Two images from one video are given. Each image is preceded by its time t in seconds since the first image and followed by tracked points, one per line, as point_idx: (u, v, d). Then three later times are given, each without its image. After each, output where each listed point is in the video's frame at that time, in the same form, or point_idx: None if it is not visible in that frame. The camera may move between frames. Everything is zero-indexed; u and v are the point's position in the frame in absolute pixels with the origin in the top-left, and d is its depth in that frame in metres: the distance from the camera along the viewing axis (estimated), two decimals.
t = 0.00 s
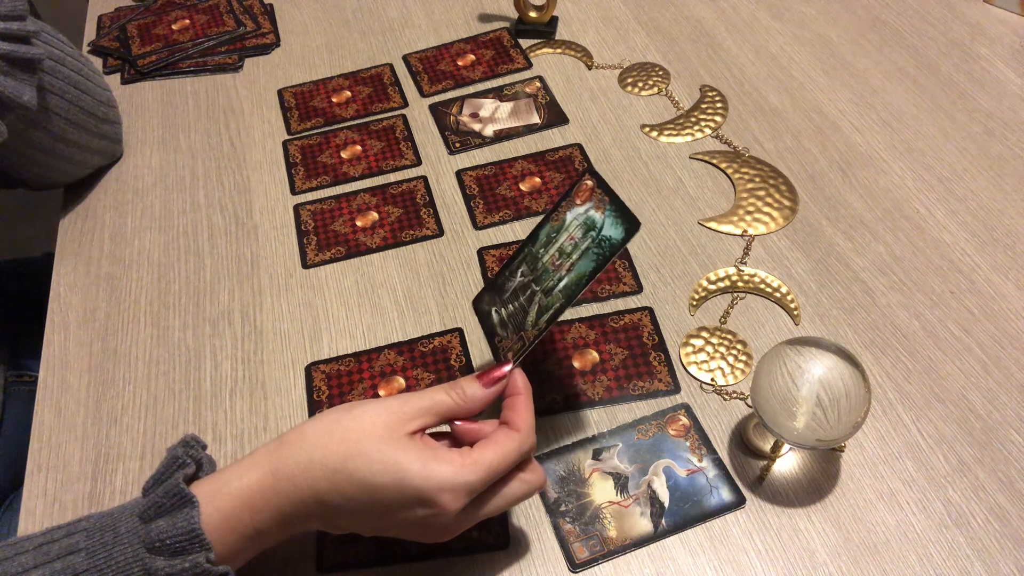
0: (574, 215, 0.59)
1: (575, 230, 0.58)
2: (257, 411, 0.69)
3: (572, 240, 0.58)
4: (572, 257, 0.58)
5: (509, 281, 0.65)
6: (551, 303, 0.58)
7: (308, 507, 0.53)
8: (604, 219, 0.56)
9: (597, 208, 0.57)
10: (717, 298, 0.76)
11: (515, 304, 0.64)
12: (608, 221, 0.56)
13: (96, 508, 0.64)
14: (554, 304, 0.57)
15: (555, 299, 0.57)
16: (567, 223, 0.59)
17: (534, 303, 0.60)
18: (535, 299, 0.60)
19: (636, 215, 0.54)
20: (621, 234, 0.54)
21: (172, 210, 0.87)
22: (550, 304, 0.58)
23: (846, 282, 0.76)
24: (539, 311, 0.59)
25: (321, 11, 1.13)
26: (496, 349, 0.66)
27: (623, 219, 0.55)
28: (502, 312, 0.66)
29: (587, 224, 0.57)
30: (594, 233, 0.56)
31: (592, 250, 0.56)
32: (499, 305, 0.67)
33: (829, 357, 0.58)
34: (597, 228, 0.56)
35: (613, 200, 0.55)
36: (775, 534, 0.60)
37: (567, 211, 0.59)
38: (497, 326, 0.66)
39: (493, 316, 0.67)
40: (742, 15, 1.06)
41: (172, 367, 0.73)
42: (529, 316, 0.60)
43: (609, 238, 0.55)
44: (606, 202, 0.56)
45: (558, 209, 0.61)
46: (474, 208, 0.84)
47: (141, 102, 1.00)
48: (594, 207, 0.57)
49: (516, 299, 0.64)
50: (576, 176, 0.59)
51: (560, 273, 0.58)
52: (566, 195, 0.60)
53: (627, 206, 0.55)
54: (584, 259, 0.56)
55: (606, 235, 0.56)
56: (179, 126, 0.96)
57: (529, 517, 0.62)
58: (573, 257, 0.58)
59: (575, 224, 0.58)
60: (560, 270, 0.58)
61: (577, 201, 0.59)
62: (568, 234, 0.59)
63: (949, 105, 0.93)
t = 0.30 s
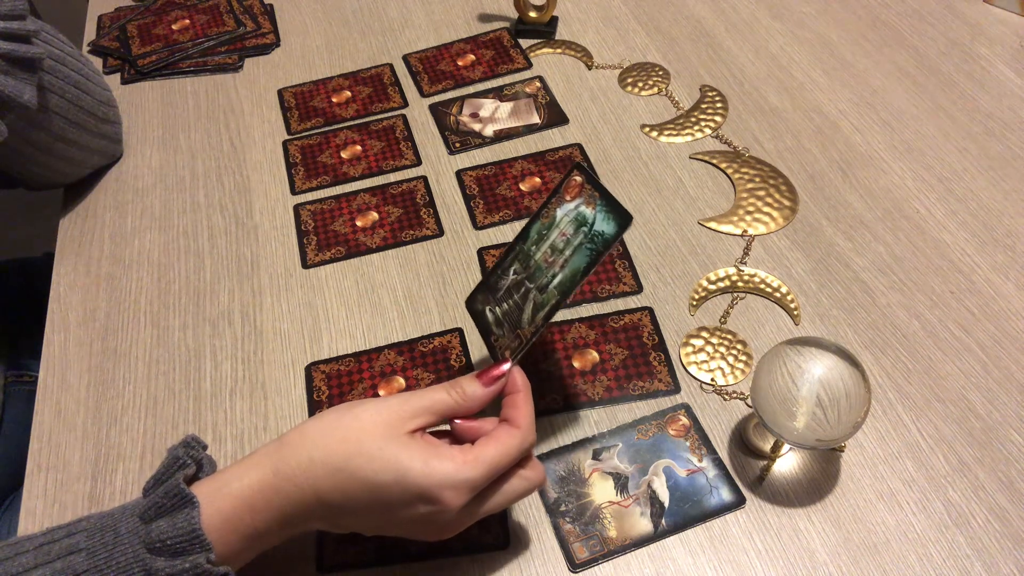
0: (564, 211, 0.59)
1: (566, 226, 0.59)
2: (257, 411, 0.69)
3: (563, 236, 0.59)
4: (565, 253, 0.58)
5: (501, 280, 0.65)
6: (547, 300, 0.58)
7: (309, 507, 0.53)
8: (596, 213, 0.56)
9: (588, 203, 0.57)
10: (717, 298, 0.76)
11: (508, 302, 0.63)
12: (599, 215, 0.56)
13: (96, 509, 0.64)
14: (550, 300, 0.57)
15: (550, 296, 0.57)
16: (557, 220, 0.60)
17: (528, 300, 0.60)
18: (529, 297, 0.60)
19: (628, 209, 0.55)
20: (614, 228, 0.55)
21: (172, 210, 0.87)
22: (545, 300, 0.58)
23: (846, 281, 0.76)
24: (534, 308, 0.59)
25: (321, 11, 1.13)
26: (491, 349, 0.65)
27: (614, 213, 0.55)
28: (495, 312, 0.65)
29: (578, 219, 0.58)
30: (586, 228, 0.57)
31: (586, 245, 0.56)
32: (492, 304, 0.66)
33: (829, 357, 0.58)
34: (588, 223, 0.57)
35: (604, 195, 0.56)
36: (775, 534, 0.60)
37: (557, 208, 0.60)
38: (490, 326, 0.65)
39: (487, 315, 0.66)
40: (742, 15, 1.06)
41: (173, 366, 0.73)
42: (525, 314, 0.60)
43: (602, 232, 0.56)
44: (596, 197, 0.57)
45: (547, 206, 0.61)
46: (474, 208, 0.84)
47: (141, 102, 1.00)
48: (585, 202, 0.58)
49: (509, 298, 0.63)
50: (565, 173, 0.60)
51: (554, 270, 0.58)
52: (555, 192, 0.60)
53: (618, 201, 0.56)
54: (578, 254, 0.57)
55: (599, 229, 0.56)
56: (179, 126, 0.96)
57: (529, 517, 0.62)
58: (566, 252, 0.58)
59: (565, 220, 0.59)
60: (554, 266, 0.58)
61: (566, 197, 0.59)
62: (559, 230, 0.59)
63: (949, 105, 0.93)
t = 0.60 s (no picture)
0: (549, 200, 0.60)
1: (552, 214, 0.59)
2: (257, 411, 0.69)
3: (549, 224, 0.60)
4: (552, 240, 0.59)
5: (490, 272, 0.65)
6: (536, 288, 0.59)
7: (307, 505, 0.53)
8: (580, 200, 0.57)
9: (572, 190, 0.58)
10: (717, 298, 0.76)
11: (498, 293, 0.64)
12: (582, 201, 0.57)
13: (96, 509, 0.64)
14: (540, 288, 0.58)
15: (539, 284, 0.59)
16: (543, 209, 0.60)
17: (518, 290, 0.61)
18: (519, 286, 0.61)
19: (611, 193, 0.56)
20: (598, 213, 0.56)
21: (172, 210, 0.87)
22: (535, 289, 0.59)
23: (846, 281, 0.76)
24: (524, 297, 0.60)
25: (321, 11, 1.13)
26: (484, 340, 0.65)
27: (598, 198, 0.56)
28: (487, 304, 0.66)
29: (563, 207, 0.59)
30: (571, 214, 0.58)
31: (572, 232, 0.57)
32: (483, 296, 0.67)
33: (829, 357, 0.58)
34: (573, 210, 0.58)
35: (586, 180, 0.57)
36: (775, 534, 0.59)
37: (542, 197, 0.60)
38: (483, 318, 0.66)
39: (479, 307, 0.67)
40: (742, 15, 1.06)
41: (173, 367, 0.73)
42: (515, 304, 0.61)
43: (586, 217, 0.57)
44: (580, 183, 0.58)
45: (532, 196, 0.61)
46: (474, 208, 0.84)
47: (141, 102, 1.00)
48: (569, 189, 0.58)
49: (500, 289, 0.64)
50: (548, 162, 0.60)
51: (542, 258, 0.59)
52: (539, 181, 0.61)
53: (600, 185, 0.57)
54: (565, 241, 0.58)
55: (584, 215, 0.57)
56: (179, 126, 0.96)
57: (528, 517, 0.62)
58: (551, 239, 0.59)
59: (551, 208, 0.60)
60: (542, 255, 0.60)
61: (551, 185, 0.60)
62: (545, 218, 0.60)
63: (949, 105, 0.93)
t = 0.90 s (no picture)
0: (546, 196, 0.60)
1: (549, 210, 0.59)
2: (257, 411, 0.69)
3: (546, 221, 0.60)
4: (548, 237, 0.59)
5: (489, 270, 0.66)
6: (533, 285, 0.59)
7: (307, 505, 0.52)
8: (575, 196, 0.57)
9: (567, 186, 0.58)
10: (717, 298, 0.76)
11: (497, 291, 0.64)
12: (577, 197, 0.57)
13: (96, 509, 0.64)
14: (537, 285, 0.58)
15: (536, 281, 0.58)
16: (540, 205, 0.60)
17: (516, 287, 0.61)
18: (516, 283, 0.61)
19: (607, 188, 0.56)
20: (593, 209, 0.56)
21: (172, 210, 0.87)
22: (532, 286, 0.59)
23: (846, 281, 0.76)
24: (521, 295, 0.60)
25: (321, 11, 1.13)
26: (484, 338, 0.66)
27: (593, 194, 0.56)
28: (486, 302, 0.66)
29: (559, 203, 0.59)
30: (567, 211, 0.58)
31: (567, 229, 0.57)
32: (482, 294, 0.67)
33: (829, 357, 0.58)
34: (569, 206, 0.58)
35: (582, 176, 0.57)
36: (775, 534, 0.59)
37: (539, 193, 0.61)
38: (482, 315, 0.66)
39: (478, 305, 0.67)
40: (742, 15, 1.06)
41: (173, 367, 0.73)
42: (513, 301, 0.61)
43: (581, 213, 0.57)
44: (576, 179, 0.57)
45: (529, 192, 0.62)
46: (474, 208, 0.84)
47: (141, 102, 1.00)
48: (565, 185, 0.58)
49: (498, 287, 0.64)
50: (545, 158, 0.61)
51: (539, 255, 0.59)
52: (536, 177, 0.61)
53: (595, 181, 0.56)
54: (560, 237, 0.58)
55: (580, 211, 0.57)
56: (179, 126, 0.96)
57: (528, 517, 0.62)
58: (547, 235, 0.59)
59: (548, 204, 0.60)
60: (538, 252, 0.59)
61: (548, 181, 0.60)
62: (542, 215, 0.60)
63: (949, 105, 0.93)
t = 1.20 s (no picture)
0: (543, 194, 0.60)
1: (546, 209, 0.59)
2: (257, 411, 0.69)
3: (543, 219, 0.60)
4: (545, 235, 0.59)
5: (487, 270, 0.66)
6: (531, 284, 0.59)
7: (308, 505, 0.52)
8: (572, 194, 0.57)
9: (564, 184, 0.58)
10: (717, 298, 0.76)
11: (496, 291, 0.64)
12: (573, 195, 0.57)
13: (96, 509, 0.64)
14: (535, 284, 0.58)
15: (534, 280, 0.58)
16: (537, 204, 0.60)
17: (514, 286, 0.61)
18: (515, 283, 0.61)
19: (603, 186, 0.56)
20: (589, 206, 0.56)
21: (172, 211, 0.87)
22: (530, 285, 0.59)
23: (846, 282, 0.76)
24: (520, 294, 0.60)
25: (321, 11, 1.13)
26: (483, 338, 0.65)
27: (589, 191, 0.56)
28: (485, 302, 0.66)
29: (556, 201, 0.59)
30: (564, 209, 0.58)
31: (564, 227, 0.57)
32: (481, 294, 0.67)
33: (829, 357, 0.58)
34: (566, 204, 0.58)
35: (578, 174, 0.57)
36: (775, 534, 0.59)
37: (536, 192, 0.61)
38: (481, 315, 0.66)
39: (478, 305, 0.67)
40: (742, 15, 1.06)
41: (173, 367, 0.73)
42: (512, 300, 0.61)
43: (578, 211, 0.56)
44: (572, 177, 0.57)
45: (527, 191, 0.62)
46: (474, 208, 0.85)
47: (141, 102, 1.00)
48: (562, 183, 0.58)
49: (497, 286, 0.64)
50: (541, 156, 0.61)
51: (536, 253, 0.59)
52: (533, 176, 0.61)
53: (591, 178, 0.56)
54: (557, 236, 0.58)
55: (576, 209, 0.57)
56: (179, 126, 0.96)
57: (528, 517, 0.62)
58: (544, 234, 0.59)
59: (545, 203, 0.60)
60: (536, 251, 0.59)
61: (545, 180, 0.60)
62: (539, 213, 0.60)
63: (949, 105, 0.93)
